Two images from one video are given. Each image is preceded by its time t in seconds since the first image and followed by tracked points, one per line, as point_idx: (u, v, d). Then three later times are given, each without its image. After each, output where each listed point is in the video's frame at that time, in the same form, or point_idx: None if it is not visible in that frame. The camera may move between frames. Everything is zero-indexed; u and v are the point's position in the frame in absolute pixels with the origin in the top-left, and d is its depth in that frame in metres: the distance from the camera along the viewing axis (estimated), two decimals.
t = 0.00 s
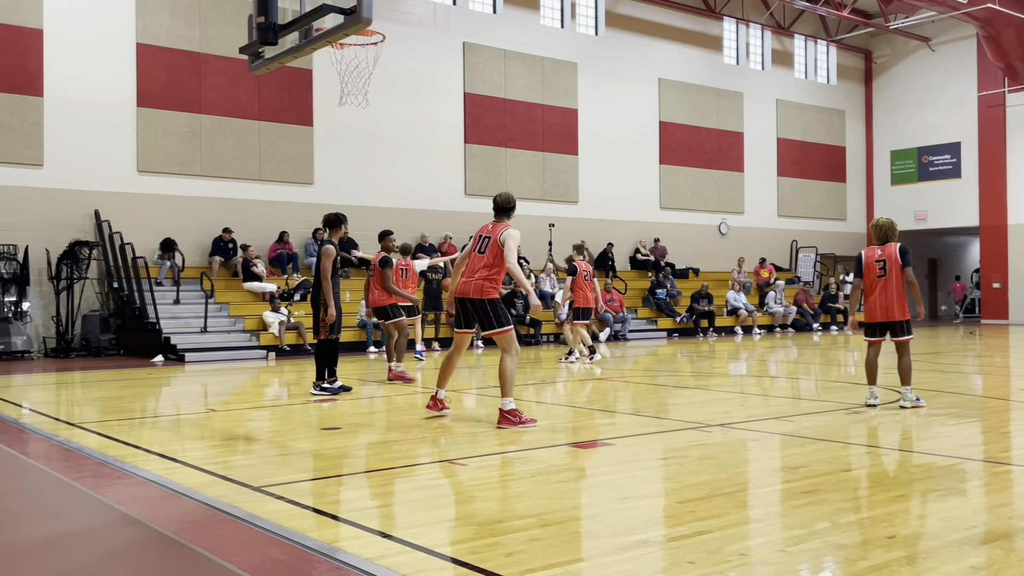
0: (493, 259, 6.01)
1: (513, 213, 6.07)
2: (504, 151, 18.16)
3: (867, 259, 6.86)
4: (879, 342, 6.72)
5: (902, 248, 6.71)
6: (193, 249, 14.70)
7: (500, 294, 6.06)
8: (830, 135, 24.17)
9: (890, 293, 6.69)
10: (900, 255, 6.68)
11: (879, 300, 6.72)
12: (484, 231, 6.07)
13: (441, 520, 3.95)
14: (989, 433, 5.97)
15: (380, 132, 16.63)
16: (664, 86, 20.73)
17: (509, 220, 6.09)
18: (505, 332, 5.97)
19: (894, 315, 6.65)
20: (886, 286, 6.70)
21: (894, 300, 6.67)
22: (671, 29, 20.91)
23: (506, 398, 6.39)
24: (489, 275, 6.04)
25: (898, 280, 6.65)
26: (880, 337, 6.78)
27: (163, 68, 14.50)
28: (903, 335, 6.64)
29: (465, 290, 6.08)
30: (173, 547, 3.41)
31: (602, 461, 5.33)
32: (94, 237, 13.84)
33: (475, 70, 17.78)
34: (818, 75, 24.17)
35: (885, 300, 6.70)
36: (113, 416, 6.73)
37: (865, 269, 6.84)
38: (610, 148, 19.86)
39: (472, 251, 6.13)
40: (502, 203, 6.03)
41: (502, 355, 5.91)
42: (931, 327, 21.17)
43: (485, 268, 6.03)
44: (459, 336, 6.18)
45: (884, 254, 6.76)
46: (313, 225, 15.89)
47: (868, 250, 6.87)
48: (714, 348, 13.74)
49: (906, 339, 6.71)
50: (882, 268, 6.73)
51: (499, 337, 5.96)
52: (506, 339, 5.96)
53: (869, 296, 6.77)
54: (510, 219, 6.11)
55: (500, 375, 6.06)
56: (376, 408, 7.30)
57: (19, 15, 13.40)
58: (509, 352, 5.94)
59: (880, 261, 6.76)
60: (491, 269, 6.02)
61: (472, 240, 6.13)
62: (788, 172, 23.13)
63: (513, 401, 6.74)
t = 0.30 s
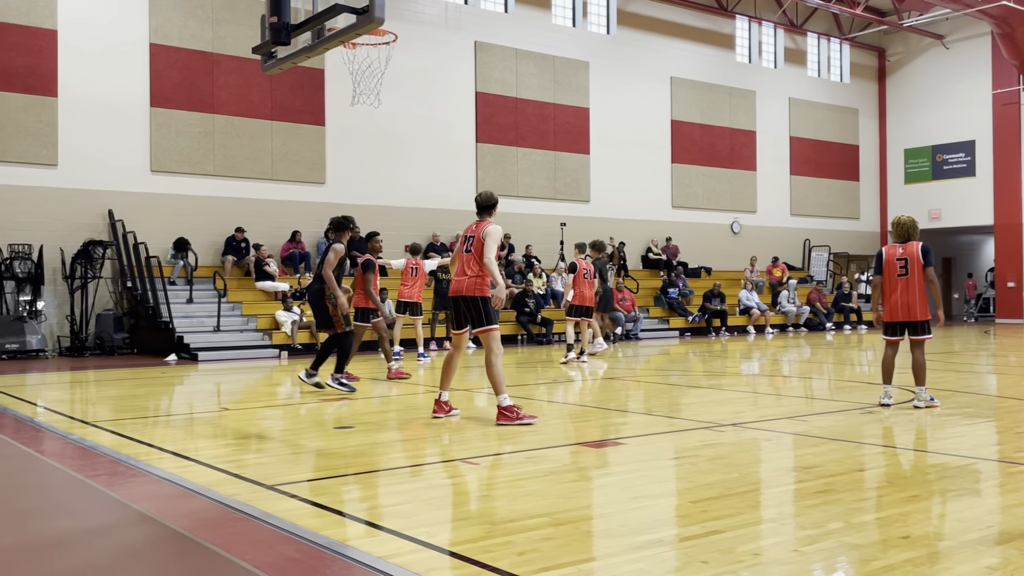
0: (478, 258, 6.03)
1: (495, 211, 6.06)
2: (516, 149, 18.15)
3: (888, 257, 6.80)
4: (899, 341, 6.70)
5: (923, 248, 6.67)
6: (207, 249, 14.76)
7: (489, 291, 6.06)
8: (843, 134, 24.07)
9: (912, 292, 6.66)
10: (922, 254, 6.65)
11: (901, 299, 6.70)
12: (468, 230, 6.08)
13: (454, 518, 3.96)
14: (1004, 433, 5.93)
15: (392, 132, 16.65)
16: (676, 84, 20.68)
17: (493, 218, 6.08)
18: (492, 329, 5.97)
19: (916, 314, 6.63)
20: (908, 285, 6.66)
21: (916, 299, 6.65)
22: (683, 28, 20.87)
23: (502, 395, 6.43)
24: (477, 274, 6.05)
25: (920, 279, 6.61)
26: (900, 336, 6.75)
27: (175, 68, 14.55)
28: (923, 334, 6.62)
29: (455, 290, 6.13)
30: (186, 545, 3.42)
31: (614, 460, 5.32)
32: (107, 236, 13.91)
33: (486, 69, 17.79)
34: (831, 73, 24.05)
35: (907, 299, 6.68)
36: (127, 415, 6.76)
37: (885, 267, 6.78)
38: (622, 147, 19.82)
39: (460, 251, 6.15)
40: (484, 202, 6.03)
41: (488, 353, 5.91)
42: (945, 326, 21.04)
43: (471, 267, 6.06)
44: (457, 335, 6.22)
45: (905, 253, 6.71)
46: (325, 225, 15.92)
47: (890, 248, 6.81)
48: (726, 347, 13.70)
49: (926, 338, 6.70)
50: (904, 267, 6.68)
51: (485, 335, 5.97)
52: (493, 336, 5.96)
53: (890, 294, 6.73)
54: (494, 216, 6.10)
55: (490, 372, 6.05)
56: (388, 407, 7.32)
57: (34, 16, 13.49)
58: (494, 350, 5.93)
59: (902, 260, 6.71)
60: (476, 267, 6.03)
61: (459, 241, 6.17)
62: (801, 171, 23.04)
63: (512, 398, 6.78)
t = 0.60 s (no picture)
0: (482, 253, 6.04)
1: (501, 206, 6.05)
2: (523, 148, 18.14)
3: (900, 254, 6.78)
4: (909, 339, 6.68)
5: (936, 245, 6.64)
6: (215, 247, 14.79)
7: (493, 288, 6.07)
8: (852, 131, 24.00)
9: (923, 289, 6.64)
10: (935, 252, 6.62)
11: (912, 296, 6.67)
12: (474, 226, 6.09)
13: (461, 516, 3.96)
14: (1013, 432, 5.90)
15: (400, 130, 16.66)
16: (683, 82, 20.64)
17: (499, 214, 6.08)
18: (494, 326, 5.98)
19: (927, 312, 6.61)
20: (919, 282, 6.64)
21: (927, 296, 6.63)
22: (691, 25, 20.82)
23: (496, 393, 6.47)
24: (481, 269, 6.05)
25: (932, 276, 6.59)
26: (910, 334, 6.72)
27: (183, 67, 14.59)
28: (934, 333, 6.58)
29: (459, 285, 6.13)
30: (195, 542, 3.44)
31: (622, 458, 5.31)
32: (116, 235, 13.96)
33: (494, 67, 17.78)
34: (839, 71, 23.97)
35: (918, 296, 6.66)
36: (135, 413, 6.79)
37: (896, 264, 6.76)
38: (629, 145, 19.80)
39: (465, 246, 6.16)
40: (491, 197, 6.04)
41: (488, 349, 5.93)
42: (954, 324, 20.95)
43: (475, 262, 6.06)
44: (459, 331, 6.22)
45: (917, 250, 6.68)
46: (332, 222, 15.94)
47: (902, 245, 6.79)
48: (734, 346, 13.67)
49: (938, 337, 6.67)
50: (915, 264, 6.66)
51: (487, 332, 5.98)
52: (494, 333, 5.98)
53: (903, 292, 6.70)
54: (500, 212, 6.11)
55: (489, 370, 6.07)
56: (396, 405, 7.33)
57: (42, 15, 13.54)
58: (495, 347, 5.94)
59: (913, 256, 6.69)
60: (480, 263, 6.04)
61: (465, 236, 6.17)
62: (808, 169, 22.98)
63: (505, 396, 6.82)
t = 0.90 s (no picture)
0: (492, 249, 6.03)
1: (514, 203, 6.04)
2: (524, 145, 18.14)
3: (899, 250, 6.79)
4: (909, 335, 6.66)
5: (935, 242, 6.63)
6: (217, 245, 14.79)
7: (500, 284, 6.08)
8: (853, 128, 23.97)
9: (922, 285, 6.65)
10: (934, 248, 6.62)
11: (910, 293, 6.68)
12: (485, 222, 6.08)
13: (463, 513, 3.96)
14: (1013, 428, 5.91)
15: (401, 127, 16.66)
16: (684, 78, 20.63)
17: (510, 210, 6.07)
18: (501, 323, 6.02)
19: (924, 309, 6.61)
20: (917, 279, 6.65)
21: (926, 292, 6.63)
22: (692, 22, 20.80)
23: (499, 389, 6.49)
24: (490, 265, 6.05)
25: (931, 273, 6.59)
26: (910, 330, 6.71)
27: (184, 64, 14.59)
28: (932, 329, 6.58)
29: (467, 280, 6.11)
30: (198, 539, 3.45)
31: (624, 455, 5.32)
32: (117, 233, 13.98)
33: (495, 65, 17.76)
34: (840, 67, 23.94)
35: (916, 293, 6.67)
36: (137, 410, 6.81)
37: (895, 260, 6.77)
38: (631, 142, 19.79)
39: (474, 242, 6.14)
40: (503, 193, 6.02)
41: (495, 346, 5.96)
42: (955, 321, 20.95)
43: (484, 258, 6.05)
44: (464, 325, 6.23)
45: (916, 246, 6.69)
46: (334, 220, 15.96)
47: (901, 241, 6.80)
48: (736, 342, 13.68)
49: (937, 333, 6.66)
50: (914, 260, 6.67)
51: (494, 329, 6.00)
52: (501, 330, 6.01)
53: (901, 289, 6.71)
54: (511, 208, 6.10)
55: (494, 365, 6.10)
56: (397, 402, 7.34)
57: (44, 13, 13.54)
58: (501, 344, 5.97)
59: (912, 253, 6.69)
60: (490, 259, 6.04)
61: (474, 231, 6.15)
62: (810, 166, 22.96)
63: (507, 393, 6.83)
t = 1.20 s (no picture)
0: (487, 246, 6.03)
1: (509, 199, 6.03)
2: (522, 141, 18.13)
3: (888, 247, 6.80)
4: (899, 332, 6.70)
5: (923, 238, 6.62)
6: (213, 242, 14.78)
7: (496, 281, 6.07)
8: (850, 124, 23.98)
9: (911, 282, 6.65)
10: (921, 244, 6.61)
11: (899, 289, 6.70)
12: (481, 217, 6.08)
13: (460, 510, 3.96)
14: (1009, 423, 5.92)
15: (398, 123, 16.65)
16: (681, 74, 20.62)
17: (506, 207, 6.06)
18: (496, 320, 6.00)
19: (914, 305, 6.62)
20: (906, 276, 6.66)
21: (915, 288, 6.63)
22: (689, 18, 20.80)
23: (496, 385, 6.48)
24: (485, 261, 6.05)
25: (919, 269, 6.59)
26: (901, 327, 6.74)
27: (181, 61, 14.56)
28: (923, 325, 6.60)
29: (463, 277, 6.12)
30: (194, 536, 3.44)
31: (621, 451, 5.32)
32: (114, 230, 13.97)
33: (492, 61, 17.75)
34: (837, 63, 23.94)
35: (906, 289, 6.68)
36: (134, 407, 6.81)
37: (884, 258, 6.78)
38: (627, 138, 19.78)
39: (470, 239, 6.15)
40: (498, 189, 6.01)
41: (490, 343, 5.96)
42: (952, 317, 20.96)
43: (479, 255, 6.06)
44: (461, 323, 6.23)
45: (904, 243, 6.69)
46: (331, 217, 15.96)
47: (890, 238, 6.79)
48: (732, 338, 13.70)
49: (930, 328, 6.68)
50: (902, 258, 6.67)
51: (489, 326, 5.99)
52: (496, 327, 6.00)
53: (890, 286, 6.73)
54: (507, 205, 6.09)
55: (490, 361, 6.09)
56: (394, 398, 7.34)
57: (39, 10, 13.50)
58: (496, 341, 5.95)
59: (900, 250, 6.70)
60: (484, 255, 6.04)
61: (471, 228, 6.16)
62: (807, 161, 22.97)
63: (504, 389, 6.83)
